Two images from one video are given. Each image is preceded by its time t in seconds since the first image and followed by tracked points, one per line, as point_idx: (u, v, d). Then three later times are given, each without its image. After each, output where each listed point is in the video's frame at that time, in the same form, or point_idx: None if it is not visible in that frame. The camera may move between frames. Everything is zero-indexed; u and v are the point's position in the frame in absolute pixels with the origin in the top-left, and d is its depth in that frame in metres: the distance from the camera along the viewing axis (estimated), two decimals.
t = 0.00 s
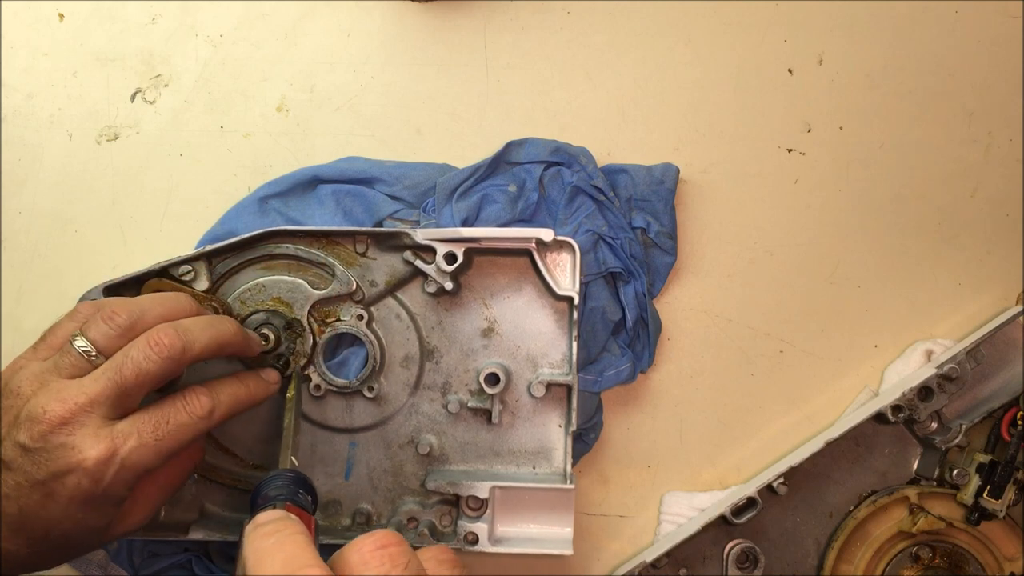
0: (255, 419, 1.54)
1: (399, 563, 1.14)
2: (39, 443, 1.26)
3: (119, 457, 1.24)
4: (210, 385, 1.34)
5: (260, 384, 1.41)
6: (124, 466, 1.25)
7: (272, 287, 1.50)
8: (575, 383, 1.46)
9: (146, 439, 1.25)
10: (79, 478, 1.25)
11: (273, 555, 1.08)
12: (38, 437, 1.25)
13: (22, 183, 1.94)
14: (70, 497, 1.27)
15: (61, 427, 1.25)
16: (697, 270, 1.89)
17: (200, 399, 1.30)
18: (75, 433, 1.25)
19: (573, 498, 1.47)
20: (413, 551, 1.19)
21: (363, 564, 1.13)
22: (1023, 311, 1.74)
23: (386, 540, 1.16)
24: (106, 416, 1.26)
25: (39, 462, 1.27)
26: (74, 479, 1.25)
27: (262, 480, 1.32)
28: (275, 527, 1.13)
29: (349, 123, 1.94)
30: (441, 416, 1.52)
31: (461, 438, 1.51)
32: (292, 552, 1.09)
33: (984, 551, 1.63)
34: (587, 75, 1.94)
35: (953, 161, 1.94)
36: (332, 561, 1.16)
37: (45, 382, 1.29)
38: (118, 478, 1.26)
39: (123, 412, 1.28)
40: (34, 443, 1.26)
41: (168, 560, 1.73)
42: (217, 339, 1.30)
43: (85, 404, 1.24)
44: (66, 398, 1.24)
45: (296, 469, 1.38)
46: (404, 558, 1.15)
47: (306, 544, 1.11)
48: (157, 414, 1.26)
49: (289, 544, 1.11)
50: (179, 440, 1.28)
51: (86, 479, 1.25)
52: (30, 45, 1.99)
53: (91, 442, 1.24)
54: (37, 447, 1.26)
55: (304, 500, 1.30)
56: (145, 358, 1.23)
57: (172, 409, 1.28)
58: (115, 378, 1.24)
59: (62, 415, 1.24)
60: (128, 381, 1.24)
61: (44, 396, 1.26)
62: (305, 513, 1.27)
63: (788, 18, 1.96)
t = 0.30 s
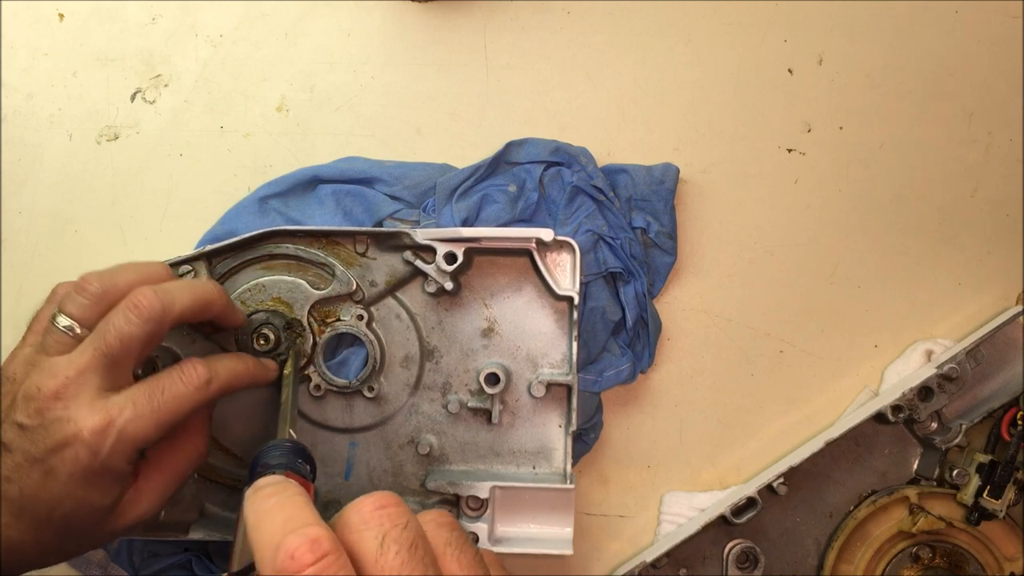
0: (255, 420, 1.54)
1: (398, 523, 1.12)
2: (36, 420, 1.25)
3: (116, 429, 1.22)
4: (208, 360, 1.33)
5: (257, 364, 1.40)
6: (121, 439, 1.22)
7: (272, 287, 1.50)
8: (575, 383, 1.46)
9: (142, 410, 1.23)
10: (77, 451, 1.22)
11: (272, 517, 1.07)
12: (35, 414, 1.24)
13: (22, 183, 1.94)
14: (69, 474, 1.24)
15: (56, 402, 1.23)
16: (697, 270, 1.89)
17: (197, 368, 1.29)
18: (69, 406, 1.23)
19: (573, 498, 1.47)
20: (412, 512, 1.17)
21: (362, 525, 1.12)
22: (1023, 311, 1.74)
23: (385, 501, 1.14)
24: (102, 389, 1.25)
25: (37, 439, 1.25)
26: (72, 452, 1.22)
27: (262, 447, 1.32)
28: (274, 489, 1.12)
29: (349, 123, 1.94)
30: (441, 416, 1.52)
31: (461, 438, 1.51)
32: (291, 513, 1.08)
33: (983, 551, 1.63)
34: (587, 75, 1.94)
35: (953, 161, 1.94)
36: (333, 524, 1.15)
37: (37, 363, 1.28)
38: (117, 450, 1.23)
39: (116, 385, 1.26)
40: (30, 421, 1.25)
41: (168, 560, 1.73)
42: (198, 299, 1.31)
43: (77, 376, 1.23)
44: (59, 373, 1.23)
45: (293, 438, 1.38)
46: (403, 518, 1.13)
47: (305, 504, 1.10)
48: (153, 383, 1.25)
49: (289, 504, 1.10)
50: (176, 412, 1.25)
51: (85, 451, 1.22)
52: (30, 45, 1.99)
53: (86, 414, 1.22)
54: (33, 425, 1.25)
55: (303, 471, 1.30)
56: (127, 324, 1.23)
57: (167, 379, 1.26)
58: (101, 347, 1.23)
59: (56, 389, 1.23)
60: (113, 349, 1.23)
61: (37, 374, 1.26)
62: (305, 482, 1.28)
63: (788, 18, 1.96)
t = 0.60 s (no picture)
0: (256, 420, 1.55)
1: (408, 530, 1.12)
2: (50, 412, 1.24)
3: (133, 421, 1.22)
4: (223, 349, 1.30)
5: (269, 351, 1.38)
6: (139, 430, 1.23)
7: (272, 287, 1.50)
8: (575, 383, 1.46)
9: (159, 402, 1.23)
10: (94, 441, 1.22)
11: (285, 522, 1.08)
12: (48, 406, 1.24)
13: (22, 183, 1.94)
14: (86, 464, 1.24)
15: (69, 393, 1.24)
16: (697, 271, 1.89)
17: (213, 360, 1.27)
18: (84, 398, 1.23)
19: (574, 498, 1.47)
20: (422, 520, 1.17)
21: (373, 532, 1.12)
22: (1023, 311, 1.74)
23: (394, 508, 1.14)
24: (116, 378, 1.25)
25: (51, 430, 1.25)
26: (89, 443, 1.23)
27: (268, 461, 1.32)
28: (287, 497, 1.13)
29: (349, 123, 1.94)
30: (441, 416, 1.52)
31: (461, 438, 1.52)
32: (304, 519, 1.09)
33: (984, 551, 1.63)
34: (587, 75, 1.94)
35: (953, 161, 1.94)
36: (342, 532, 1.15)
37: (48, 357, 1.28)
38: (135, 440, 1.24)
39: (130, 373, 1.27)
40: (45, 413, 1.25)
41: (168, 560, 1.73)
42: (199, 281, 1.31)
43: (88, 366, 1.24)
44: (70, 365, 1.24)
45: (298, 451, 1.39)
46: (413, 524, 1.13)
47: (317, 512, 1.11)
48: (168, 375, 1.24)
49: (302, 511, 1.11)
50: (193, 404, 1.25)
51: (102, 443, 1.23)
52: (30, 45, 1.99)
53: (103, 406, 1.22)
54: (48, 417, 1.25)
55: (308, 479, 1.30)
56: (127, 309, 1.24)
57: (182, 371, 1.25)
58: (109, 335, 1.24)
59: (68, 380, 1.23)
60: (120, 336, 1.24)
61: (46, 367, 1.26)
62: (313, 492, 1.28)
63: (788, 18, 1.96)
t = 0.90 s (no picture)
0: (256, 420, 1.55)
1: (421, 549, 1.12)
2: (51, 421, 1.24)
3: (136, 431, 1.22)
4: (226, 365, 1.31)
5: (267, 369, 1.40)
6: (141, 439, 1.23)
7: (272, 287, 1.50)
8: (575, 383, 1.46)
9: (162, 414, 1.23)
10: (96, 450, 1.22)
11: (295, 539, 1.08)
12: (48, 415, 1.23)
13: (22, 183, 1.94)
14: (89, 471, 1.24)
15: (70, 401, 1.23)
16: (697, 271, 1.89)
17: (217, 378, 1.27)
18: (86, 406, 1.23)
19: (573, 498, 1.47)
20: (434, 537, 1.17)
21: (385, 551, 1.12)
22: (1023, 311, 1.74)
23: (407, 526, 1.15)
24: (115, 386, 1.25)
25: (52, 439, 1.24)
26: (91, 452, 1.23)
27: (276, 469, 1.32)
28: (296, 512, 1.13)
29: (349, 123, 1.94)
30: (441, 416, 1.52)
31: (461, 438, 1.51)
32: (315, 536, 1.09)
33: (984, 551, 1.63)
34: (587, 75, 1.94)
35: (953, 161, 1.94)
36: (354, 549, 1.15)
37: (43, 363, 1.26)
38: (136, 447, 1.24)
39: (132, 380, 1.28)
40: (45, 422, 1.24)
41: (168, 560, 1.73)
42: (202, 293, 1.30)
43: (90, 376, 1.23)
44: (70, 374, 1.22)
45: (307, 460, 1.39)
46: (425, 543, 1.13)
47: (328, 529, 1.11)
48: (172, 390, 1.24)
49: (312, 527, 1.11)
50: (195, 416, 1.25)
51: (105, 451, 1.22)
52: (30, 45, 1.99)
53: (105, 415, 1.22)
54: (48, 426, 1.24)
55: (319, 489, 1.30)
56: (132, 322, 1.22)
57: (186, 386, 1.25)
58: (110, 346, 1.23)
59: (68, 389, 1.22)
60: (122, 347, 1.23)
61: (44, 374, 1.24)
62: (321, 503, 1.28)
63: (788, 18, 1.96)
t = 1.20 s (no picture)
0: (256, 420, 1.55)
1: (399, 528, 1.10)
2: (38, 449, 1.24)
3: (125, 459, 1.24)
4: (210, 390, 1.33)
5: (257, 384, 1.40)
6: (129, 467, 1.25)
7: (272, 287, 1.50)
8: (575, 383, 1.45)
9: (150, 442, 1.25)
10: (83, 479, 1.23)
11: (271, 523, 1.07)
12: (36, 443, 1.23)
13: (22, 183, 1.94)
14: (76, 498, 1.25)
15: (57, 430, 1.23)
16: (697, 271, 1.89)
17: (203, 406, 1.30)
18: (74, 435, 1.23)
19: (574, 498, 1.47)
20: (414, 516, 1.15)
21: (363, 530, 1.11)
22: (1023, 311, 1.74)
23: (386, 505, 1.13)
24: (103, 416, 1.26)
25: (39, 467, 1.25)
26: (78, 480, 1.24)
27: (259, 460, 1.31)
28: (273, 497, 1.11)
29: (349, 123, 1.94)
30: (441, 416, 1.52)
31: (461, 438, 1.51)
32: (292, 519, 1.07)
33: (984, 551, 1.63)
34: (588, 75, 1.94)
35: (953, 161, 1.94)
36: (333, 530, 1.13)
37: (28, 391, 1.25)
38: (124, 475, 1.26)
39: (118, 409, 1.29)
40: (32, 450, 1.24)
41: (168, 560, 1.73)
42: (190, 320, 1.31)
43: (78, 406, 1.23)
44: (57, 404, 1.22)
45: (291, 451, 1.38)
46: (404, 522, 1.11)
47: (305, 512, 1.09)
48: (159, 417, 1.26)
49: (289, 511, 1.09)
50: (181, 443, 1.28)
51: (93, 479, 1.24)
52: (30, 45, 1.99)
53: (94, 444, 1.22)
54: (35, 454, 1.24)
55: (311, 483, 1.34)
56: (120, 350, 1.23)
57: (173, 414, 1.28)
58: (97, 374, 1.23)
59: (55, 419, 1.22)
60: (109, 376, 1.24)
61: (30, 402, 1.24)
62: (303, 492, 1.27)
63: (788, 18, 1.96)
